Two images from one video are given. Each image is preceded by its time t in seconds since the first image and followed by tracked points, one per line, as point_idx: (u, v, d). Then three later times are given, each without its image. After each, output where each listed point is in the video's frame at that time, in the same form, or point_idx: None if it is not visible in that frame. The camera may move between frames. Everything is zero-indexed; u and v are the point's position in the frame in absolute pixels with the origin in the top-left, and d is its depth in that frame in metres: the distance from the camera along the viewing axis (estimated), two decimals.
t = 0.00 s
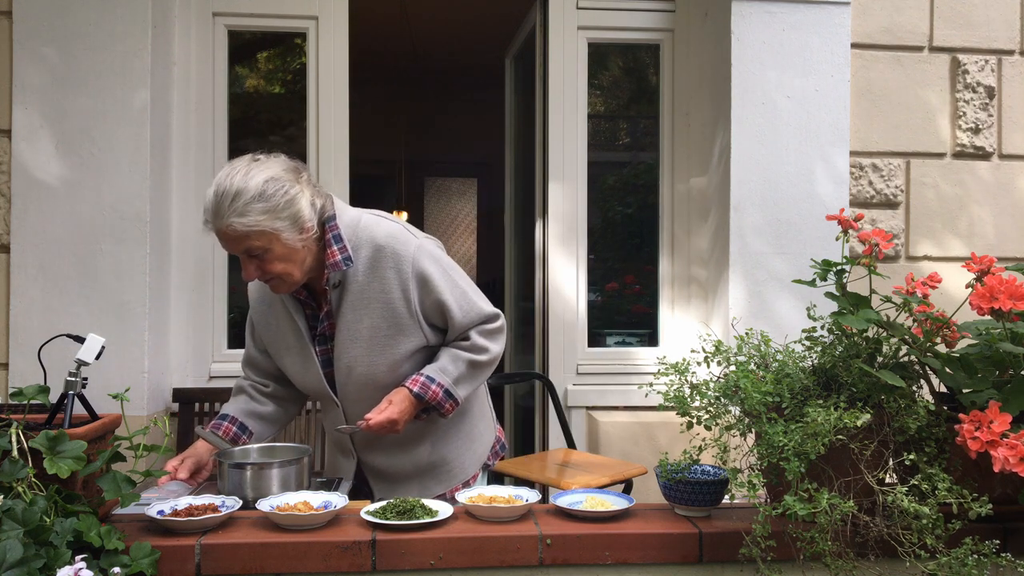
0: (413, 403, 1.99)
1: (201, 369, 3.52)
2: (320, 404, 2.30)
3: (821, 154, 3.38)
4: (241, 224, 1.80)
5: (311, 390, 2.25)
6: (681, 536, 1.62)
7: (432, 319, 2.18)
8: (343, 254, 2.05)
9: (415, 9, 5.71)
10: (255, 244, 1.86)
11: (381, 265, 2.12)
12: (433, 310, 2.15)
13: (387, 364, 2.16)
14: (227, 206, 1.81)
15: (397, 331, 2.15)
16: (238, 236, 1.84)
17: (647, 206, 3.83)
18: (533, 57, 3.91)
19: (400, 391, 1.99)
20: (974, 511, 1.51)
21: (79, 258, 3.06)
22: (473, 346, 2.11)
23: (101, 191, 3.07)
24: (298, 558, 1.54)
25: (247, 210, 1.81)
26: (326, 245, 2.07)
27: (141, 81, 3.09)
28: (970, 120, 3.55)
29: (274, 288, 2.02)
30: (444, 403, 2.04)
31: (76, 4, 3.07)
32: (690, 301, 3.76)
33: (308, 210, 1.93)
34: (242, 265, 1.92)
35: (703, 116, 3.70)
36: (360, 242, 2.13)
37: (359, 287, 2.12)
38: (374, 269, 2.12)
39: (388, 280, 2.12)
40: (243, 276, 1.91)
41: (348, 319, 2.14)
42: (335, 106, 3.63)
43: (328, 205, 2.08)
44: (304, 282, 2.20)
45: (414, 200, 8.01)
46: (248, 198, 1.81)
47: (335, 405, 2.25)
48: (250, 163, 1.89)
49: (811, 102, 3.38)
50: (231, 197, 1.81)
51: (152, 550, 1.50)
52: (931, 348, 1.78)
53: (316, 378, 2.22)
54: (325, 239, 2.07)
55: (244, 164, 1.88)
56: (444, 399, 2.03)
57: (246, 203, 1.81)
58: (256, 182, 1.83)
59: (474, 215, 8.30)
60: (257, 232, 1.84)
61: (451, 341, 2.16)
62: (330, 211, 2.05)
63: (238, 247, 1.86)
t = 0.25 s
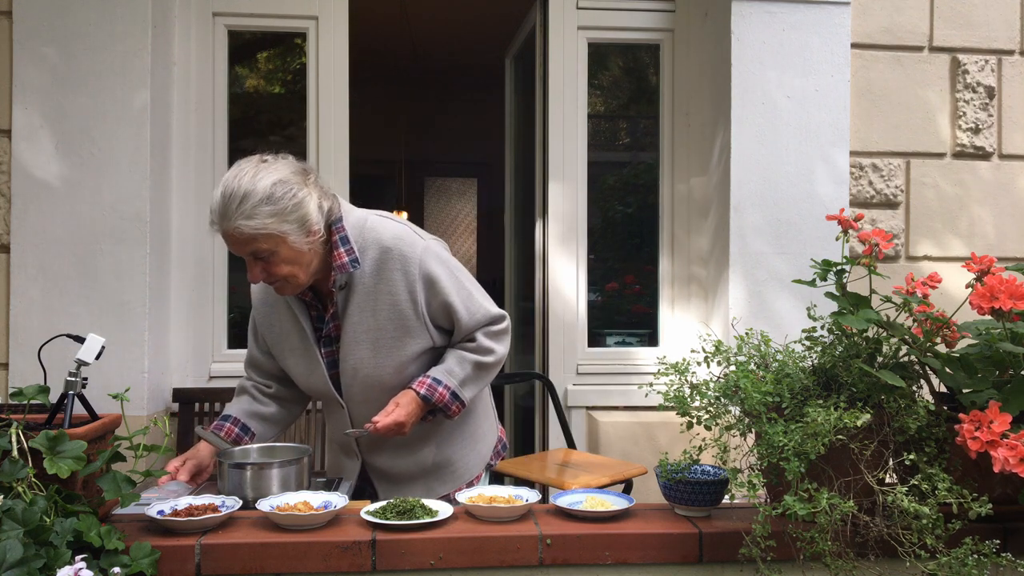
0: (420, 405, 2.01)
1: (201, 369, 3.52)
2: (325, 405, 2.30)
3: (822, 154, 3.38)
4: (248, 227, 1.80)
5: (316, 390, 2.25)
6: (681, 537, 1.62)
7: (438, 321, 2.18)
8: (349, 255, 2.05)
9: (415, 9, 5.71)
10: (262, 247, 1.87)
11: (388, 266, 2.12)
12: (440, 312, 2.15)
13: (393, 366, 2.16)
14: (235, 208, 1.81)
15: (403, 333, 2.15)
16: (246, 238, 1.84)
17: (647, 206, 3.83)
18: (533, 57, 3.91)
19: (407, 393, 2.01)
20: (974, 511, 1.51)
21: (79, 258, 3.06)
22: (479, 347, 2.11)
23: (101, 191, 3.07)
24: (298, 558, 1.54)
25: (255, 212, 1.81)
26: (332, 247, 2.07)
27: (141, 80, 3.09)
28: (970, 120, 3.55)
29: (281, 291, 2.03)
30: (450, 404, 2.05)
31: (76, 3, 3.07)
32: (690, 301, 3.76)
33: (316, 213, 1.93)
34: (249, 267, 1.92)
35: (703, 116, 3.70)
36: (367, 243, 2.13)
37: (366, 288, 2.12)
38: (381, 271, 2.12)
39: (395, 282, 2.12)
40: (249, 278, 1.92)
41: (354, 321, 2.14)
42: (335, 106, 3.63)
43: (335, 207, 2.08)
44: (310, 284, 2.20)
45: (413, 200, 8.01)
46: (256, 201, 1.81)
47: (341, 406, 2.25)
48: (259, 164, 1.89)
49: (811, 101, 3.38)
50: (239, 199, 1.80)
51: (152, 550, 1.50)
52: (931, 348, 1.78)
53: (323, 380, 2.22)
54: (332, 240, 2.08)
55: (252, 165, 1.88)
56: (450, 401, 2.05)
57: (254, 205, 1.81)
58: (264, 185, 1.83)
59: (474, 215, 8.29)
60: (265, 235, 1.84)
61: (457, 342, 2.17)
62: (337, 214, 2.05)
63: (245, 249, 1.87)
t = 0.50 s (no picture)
0: (423, 406, 2.01)
1: (200, 369, 3.51)
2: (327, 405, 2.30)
3: (822, 154, 3.38)
4: (252, 228, 1.80)
5: (318, 390, 2.25)
6: (681, 536, 1.62)
7: (442, 321, 2.18)
8: (353, 255, 2.05)
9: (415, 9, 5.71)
10: (266, 247, 1.87)
11: (392, 266, 2.12)
12: (443, 312, 2.15)
13: (396, 366, 2.16)
14: (240, 209, 1.81)
15: (407, 333, 2.15)
16: (250, 239, 1.84)
17: (647, 206, 3.83)
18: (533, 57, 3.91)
19: (410, 394, 2.01)
20: (974, 511, 1.51)
21: (80, 258, 3.06)
22: (483, 348, 2.11)
23: (101, 191, 3.07)
24: (298, 558, 1.54)
25: (260, 213, 1.81)
26: (336, 247, 2.07)
27: (141, 81, 3.09)
28: (970, 120, 3.55)
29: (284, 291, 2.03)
30: (454, 405, 2.05)
31: (76, 3, 3.07)
32: (690, 301, 3.76)
33: (320, 215, 1.93)
34: (252, 268, 1.92)
35: (703, 116, 3.70)
36: (371, 243, 2.13)
37: (370, 288, 2.12)
38: (385, 271, 2.12)
39: (399, 282, 2.12)
40: (252, 278, 1.92)
41: (358, 321, 2.13)
42: (335, 106, 3.63)
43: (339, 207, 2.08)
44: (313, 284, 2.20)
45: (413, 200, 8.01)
46: (261, 202, 1.81)
47: (345, 407, 2.25)
48: (263, 164, 1.88)
49: (811, 101, 3.38)
50: (244, 200, 1.80)
51: (152, 550, 1.50)
52: (931, 348, 1.78)
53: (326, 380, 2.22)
54: (335, 241, 2.08)
55: (257, 165, 1.87)
56: (454, 402, 2.05)
57: (258, 206, 1.81)
58: (269, 186, 1.83)
59: (474, 215, 8.29)
60: (269, 235, 1.84)
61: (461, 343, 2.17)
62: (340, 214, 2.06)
63: (249, 250, 1.87)
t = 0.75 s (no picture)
0: (424, 406, 2.01)
1: (200, 369, 3.51)
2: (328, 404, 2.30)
3: (822, 154, 3.38)
4: (255, 228, 1.80)
5: (319, 390, 2.25)
6: (681, 536, 1.62)
7: (443, 322, 2.18)
8: (355, 255, 2.06)
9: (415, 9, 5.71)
10: (268, 247, 1.87)
11: (394, 266, 2.12)
12: (445, 312, 2.16)
13: (398, 366, 2.16)
14: (242, 208, 1.81)
15: (408, 334, 2.15)
16: (252, 239, 1.84)
17: (647, 206, 3.83)
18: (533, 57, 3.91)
19: (411, 394, 2.01)
20: (974, 512, 1.51)
21: (79, 257, 3.06)
22: (484, 348, 2.11)
23: (101, 191, 3.07)
24: (298, 558, 1.54)
25: (262, 213, 1.81)
26: (338, 247, 2.07)
27: (141, 81, 3.09)
28: (970, 120, 3.55)
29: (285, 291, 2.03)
30: (455, 405, 2.05)
31: (76, 3, 3.07)
32: (690, 302, 3.76)
33: (322, 214, 1.93)
34: (254, 268, 1.92)
35: (703, 116, 3.70)
36: (373, 243, 2.13)
37: (371, 288, 2.12)
38: (387, 271, 2.12)
39: (400, 281, 2.12)
40: (254, 278, 1.92)
41: (359, 320, 2.13)
42: (335, 106, 3.63)
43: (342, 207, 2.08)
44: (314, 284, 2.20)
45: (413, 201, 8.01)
46: (263, 201, 1.81)
47: (347, 406, 2.24)
48: (266, 164, 1.88)
49: (811, 101, 3.38)
50: (246, 200, 1.80)
51: (152, 550, 1.50)
52: (931, 348, 1.78)
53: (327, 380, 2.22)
54: (337, 241, 2.08)
55: (260, 165, 1.87)
56: (455, 402, 2.05)
57: (260, 206, 1.81)
58: (272, 185, 1.83)
59: (474, 215, 8.30)
60: (271, 235, 1.84)
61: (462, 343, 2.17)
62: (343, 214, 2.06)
63: (251, 249, 1.87)
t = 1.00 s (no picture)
0: (425, 407, 2.01)
1: (200, 369, 3.51)
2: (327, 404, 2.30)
3: (822, 155, 3.38)
4: (255, 228, 1.80)
5: (319, 390, 2.25)
6: (681, 536, 1.62)
7: (444, 322, 2.18)
8: (356, 256, 2.06)
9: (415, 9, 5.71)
10: (268, 247, 1.87)
11: (395, 267, 2.12)
12: (445, 313, 2.15)
13: (398, 366, 2.16)
14: (242, 208, 1.81)
15: (409, 334, 2.15)
16: (253, 239, 1.84)
17: (647, 206, 3.83)
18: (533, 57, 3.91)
19: (412, 395, 2.01)
20: (974, 512, 1.51)
21: (79, 257, 3.06)
22: (484, 348, 2.11)
23: (101, 191, 3.07)
24: (298, 559, 1.54)
25: (263, 212, 1.81)
26: (339, 248, 2.07)
27: (141, 81, 3.09)
28: (970, 120, 3.55)
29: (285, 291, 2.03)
30: (455, 406, 2.05)
31: (75, 3, 3.07)
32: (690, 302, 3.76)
33: (324, 214, 1.93)
34: (254, 268, 1.92)
35: (703, 116, 3.70)
36: (374, 244, 2.13)
37: (372, 288, 2.12)
38: (388, 271, 2.12)
39: (401, 282, 2.12)
40: (255, 278, 1.92)
41: (360, 320, 2.13)
42: (335, 106, 3.63)
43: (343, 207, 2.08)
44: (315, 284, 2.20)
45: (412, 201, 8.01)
46: (264, 201, 1.81)
47: (347, 406, 2.24)
48: (267, 164, 1.88)
49: (810, 101, 3.38)
50: (246, 200, 1.80)
51: (152, 550, 1.50)
52: (931, 348, 1.78)
53: (327, 380, 2.22)
54: (338, 241, 2.08)
55: (260, 165, 1.87)
56: (455, 403, 2.05)
57: (261, 206, 1.81)
58: (273, 185, 1.83)
59: (474, 215, 8.30)
60: (272, 235, 1.84)
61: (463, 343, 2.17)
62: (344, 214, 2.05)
63: (252, 249, 1.87)
